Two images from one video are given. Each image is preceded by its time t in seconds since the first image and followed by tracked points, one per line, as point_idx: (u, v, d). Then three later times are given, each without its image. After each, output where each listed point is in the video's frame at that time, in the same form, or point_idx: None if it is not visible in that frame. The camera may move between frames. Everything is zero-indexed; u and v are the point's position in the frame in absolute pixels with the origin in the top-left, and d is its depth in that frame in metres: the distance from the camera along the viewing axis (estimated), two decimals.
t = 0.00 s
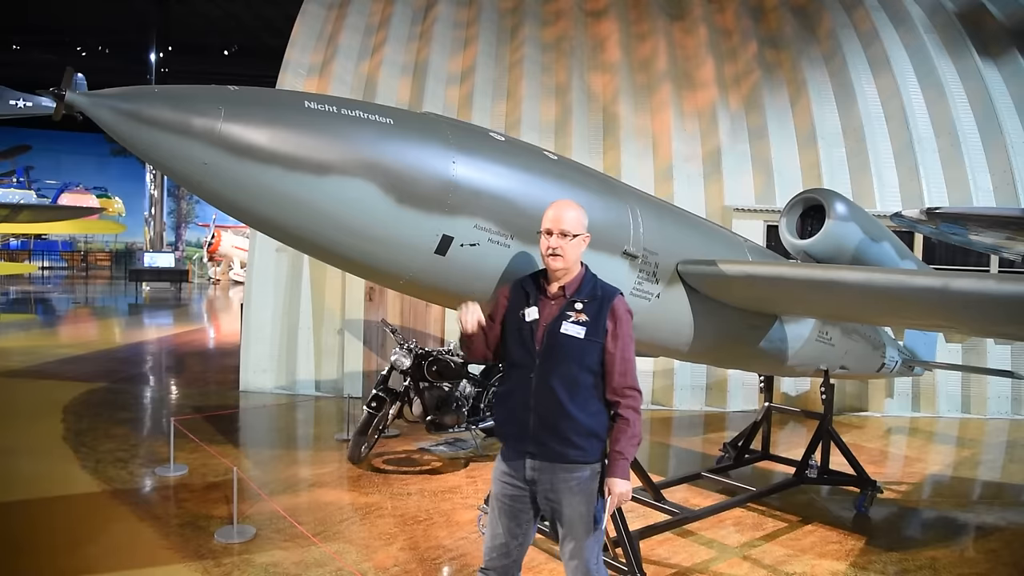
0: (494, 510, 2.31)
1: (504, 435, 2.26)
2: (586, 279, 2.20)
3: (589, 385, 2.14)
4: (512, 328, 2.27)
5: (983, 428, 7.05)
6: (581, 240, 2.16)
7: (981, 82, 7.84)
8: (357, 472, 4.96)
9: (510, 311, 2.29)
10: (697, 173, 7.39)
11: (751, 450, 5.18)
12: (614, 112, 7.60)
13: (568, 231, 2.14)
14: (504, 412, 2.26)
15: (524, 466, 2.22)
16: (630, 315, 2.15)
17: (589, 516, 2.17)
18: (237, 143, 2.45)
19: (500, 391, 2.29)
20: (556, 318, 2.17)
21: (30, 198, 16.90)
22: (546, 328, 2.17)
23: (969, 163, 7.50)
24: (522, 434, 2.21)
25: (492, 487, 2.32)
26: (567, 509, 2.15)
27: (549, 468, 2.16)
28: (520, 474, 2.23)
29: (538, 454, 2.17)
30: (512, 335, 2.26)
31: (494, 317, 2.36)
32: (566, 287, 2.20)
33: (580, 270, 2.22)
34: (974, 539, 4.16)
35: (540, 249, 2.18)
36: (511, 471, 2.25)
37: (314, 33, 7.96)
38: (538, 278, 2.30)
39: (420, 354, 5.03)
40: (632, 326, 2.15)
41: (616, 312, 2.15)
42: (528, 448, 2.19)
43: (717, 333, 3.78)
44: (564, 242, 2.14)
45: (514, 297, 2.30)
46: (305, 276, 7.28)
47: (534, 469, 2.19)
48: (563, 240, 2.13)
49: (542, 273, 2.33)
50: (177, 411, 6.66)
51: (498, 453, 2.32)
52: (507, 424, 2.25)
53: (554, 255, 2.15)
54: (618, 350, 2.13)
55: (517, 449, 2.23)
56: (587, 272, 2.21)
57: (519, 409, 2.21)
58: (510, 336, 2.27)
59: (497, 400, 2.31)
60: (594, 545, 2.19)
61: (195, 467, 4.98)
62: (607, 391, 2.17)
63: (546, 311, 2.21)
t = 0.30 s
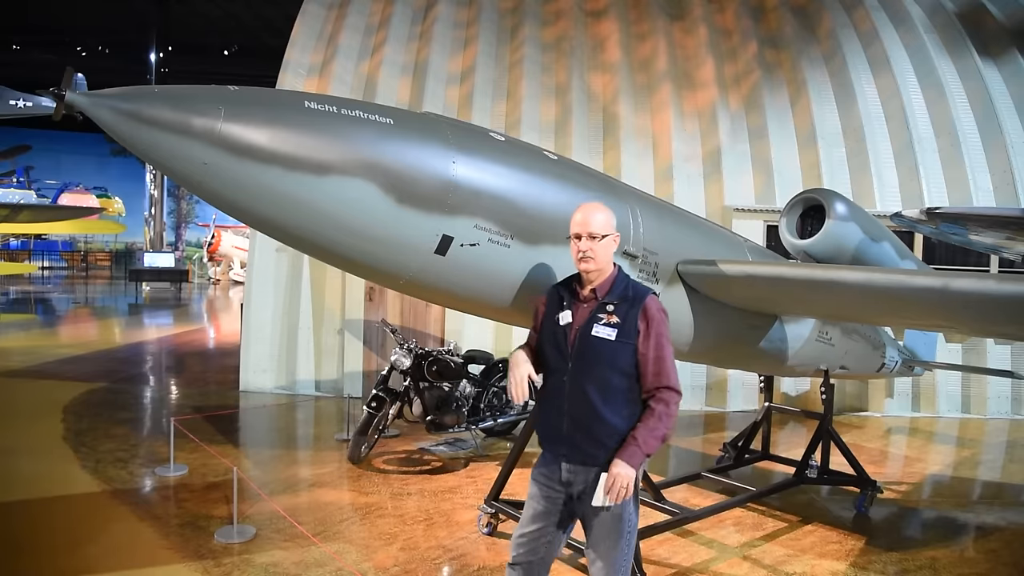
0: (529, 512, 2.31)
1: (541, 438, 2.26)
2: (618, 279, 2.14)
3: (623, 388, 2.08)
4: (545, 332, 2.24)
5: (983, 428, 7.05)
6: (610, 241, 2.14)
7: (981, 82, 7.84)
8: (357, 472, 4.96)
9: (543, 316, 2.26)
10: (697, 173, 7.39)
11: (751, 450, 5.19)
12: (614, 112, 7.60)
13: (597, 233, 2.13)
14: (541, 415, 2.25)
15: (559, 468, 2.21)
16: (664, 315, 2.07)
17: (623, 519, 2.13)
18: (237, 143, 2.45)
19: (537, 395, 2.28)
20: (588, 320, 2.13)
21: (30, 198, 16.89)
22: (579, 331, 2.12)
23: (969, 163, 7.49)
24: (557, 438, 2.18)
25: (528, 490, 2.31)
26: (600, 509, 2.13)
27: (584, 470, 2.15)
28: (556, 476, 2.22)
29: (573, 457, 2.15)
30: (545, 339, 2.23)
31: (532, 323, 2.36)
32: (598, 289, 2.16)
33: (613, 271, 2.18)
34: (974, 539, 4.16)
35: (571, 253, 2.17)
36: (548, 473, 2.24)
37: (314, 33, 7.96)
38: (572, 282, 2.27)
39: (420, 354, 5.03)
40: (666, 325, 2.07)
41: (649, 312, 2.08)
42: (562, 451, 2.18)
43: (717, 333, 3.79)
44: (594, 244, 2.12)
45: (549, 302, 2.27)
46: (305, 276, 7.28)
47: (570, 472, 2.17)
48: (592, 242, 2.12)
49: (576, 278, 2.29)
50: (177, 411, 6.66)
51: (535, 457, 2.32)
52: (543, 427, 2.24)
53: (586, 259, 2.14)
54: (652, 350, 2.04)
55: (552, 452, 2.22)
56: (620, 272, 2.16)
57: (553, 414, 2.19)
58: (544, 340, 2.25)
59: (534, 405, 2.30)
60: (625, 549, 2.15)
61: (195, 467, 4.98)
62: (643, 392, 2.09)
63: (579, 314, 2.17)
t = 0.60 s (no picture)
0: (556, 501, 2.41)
1: (561, 433, 2.34)
2: (639, 280, 2.18)
3: (640, 386, 2.12)
4: (567, 330, 2.31)
5: (983, 428, 7.05)
6: (633, 242, 2.18)
7: (981, 82, 7.84)
8: (357, 472, 4.96)
9: (566, 314, 2.33)
10: (696, 173, 7.39)
11: (751, 450, 5.18)
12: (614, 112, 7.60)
13: (620, 235, 2.16)
14: (561, 411, 2.32)
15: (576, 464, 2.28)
16: (684, 316, 2.10)
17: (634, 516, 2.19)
18: (237, 143, 2.44)
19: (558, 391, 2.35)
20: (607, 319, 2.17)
21: (29, 198, 16.89)
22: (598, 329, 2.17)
23: (969, 163, 7.49)
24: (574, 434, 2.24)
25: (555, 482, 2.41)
26: (611, 507, 2.19)
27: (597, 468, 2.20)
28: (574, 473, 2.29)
29: (588, 454, 2.20)
30: (566, 337, 2.30)
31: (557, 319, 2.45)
32: (619, 289, 2.20)
33: (636, 271, 2.21)
34: (974, 539, 4.15)
35: (595, 254, 2.21)
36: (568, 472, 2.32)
37: (314, 34, 7.97)
38: (595, 282, 2.33)
39: (420, 354, 5.04)
40: (687, 326, 2.10)
41: (668, 312, 2.11)
42: (579, 448, 2.23)
43: (717, 333, 3.80)
44: (618, 245, 2.16)
45: (571, 301, 2.34)
46: (305, 276, 7.28)
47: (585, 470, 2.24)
48: (616, 244, 2.15)
49: (598, 277, 2.34)
50: (177, 411, 6.66)
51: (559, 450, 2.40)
52: (563, 423, 2.31)
53: (610, 259, 2.17)
54: (671, 351, 2.08)
55: (570, 448, 2.29)
56: (642, 272, 2.19)
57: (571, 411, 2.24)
58: (565, 338, 2.31)
59: (556, 400, 2.38)
60: (634, 547, 2.21)
61: (195, 467, 4.98)
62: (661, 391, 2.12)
63: (599, 313, 2.23)
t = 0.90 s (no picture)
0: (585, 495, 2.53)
1: (580, 430, 2.39)
2: (655, 279, 2.27)
3: (661, 381, 2.20)
4: (584, 331, 2.36)
5: (983, 428, 7.05)
6: (651, 244, 2.27)
7: (981, 82, 7.84)
8: (357, 472, 4.96)
9: (582, 314, 2.39)
10: (696, 173, 7.39)
11: (751, 450, 5.19)
12: (614, 112, 7.61)
13: (641, 236, 2.25)
14: (580, 408, 2.37)
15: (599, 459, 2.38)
16: (699, 313, 2.22)
17: (649, 508, 2.30)
18: (237, 143, 2.45)
19: (575, 390, 2.39)
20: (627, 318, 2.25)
21: (29, 198, 16.90)
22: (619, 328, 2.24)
23: (969, 163, 7.49)
24: (596, 430, 2.30)
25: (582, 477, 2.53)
26: (629, 498, 2.30)
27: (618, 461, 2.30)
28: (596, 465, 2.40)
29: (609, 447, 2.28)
30: (584, 337, 2.36)
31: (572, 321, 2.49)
32: (636, 288, 2.28)
33: (649, 272, 2.31)
34: (974, 539, 4.16)
35: (614, 254, 2.28)
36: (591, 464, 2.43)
37: (314, 34, 7.97)
38: (608, 283, 2.40)
39: (420, 354, 5.04)
40: (702, 323, 2.22)
41: (685, 310, 2.22)
42: (601, 443, 2.30)
43: (716, 333, 3.80)
44: (638, 246, 2.24)
45: (586, 302, 2.40)
46: (305, 276, 7.28)
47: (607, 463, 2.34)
48: (638, 244, 2.24)
49: (611, 278, 2.42)
50: (177, 411, 6.66)
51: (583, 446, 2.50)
52: (583, 421, 2.35)
53: (629, 259, 2.25)
54: (688, 346, 2.19)
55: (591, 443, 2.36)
56: (657, 272, 2.29)
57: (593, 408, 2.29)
58: (582, 338, 2.37)
59: (572, 399, 2.41)
60: (645, 538, 2.32)
61: (195, 467, 4.98)
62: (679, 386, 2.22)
63: (617, 312, 2.30)
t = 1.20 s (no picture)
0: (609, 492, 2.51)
1: (608, 431, 2.41)
2: (669, 279, 2.30)
3: (689, 376, 2.26)
4: (605, 337, 2.37)
5: (983, 428, 7.05)
6: (660, 246, 2.28)
7: (980, 82, 7.84)
8: (357, 472, 4.95)
9: (601, 320, 2.39)
10: (697, 173, 7.39)
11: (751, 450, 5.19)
12: (614, 112, 7.61)
13: (650, 239, 2.26)
14: (610, 410, 2.38)
15: (627, 454, 2.38)
16: (715, 306, 2.29)
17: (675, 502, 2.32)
18: (237, 143, 2.45)
19: (603, 394, 2.41)
20: (649, 320, 2.27)
21: (30, 198, 16.88)
22: (644, 331, 2.27)
23: (969, 163, 7.49)
24: (630, 430, 2.32)
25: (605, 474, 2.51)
26: (659, 492, 2.30)
27: (649, 454, 2.32)
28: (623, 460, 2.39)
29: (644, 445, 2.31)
30: (606, 342, 2.37)
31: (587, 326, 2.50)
32: (653, 289, 2.30)
33: (662, 272, 2.33)
34: (974, 539, 4.16)
35: (625, 259, 2.30)
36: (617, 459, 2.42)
37: (314, 34, 7.97)
38: (621, 285, 2.41)
39: (420, 354, 5.04)
40: (719, 315, 2.29)
41: (703, 305, 2.27)
42: (635, 440, 2.32)
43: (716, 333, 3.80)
44: (649, 249, 2.26)
45: (603, 308, 2.40)
46: (305, 276, 7.28)
47: (637, 456, 2.35)
48: (648, 247, 2.25)
49: (623, 281, 2.43)
50: (177, 411, 6.66)
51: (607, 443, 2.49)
52: (613, 424, 2.37)
53: (641, 262, 2.26)
54: (711, 339, 2.25)
55: (621, 441, 2.37)
56: (669, 271, 2.32)
57: (625, 410, 2.31)
58: (605, 343, 2.38)
59: (599, 404, 2.43)
60: (667, 531, 2.34)
61: (195, 467, 4.98)
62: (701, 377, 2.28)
63: (637, 315, 2.32)
